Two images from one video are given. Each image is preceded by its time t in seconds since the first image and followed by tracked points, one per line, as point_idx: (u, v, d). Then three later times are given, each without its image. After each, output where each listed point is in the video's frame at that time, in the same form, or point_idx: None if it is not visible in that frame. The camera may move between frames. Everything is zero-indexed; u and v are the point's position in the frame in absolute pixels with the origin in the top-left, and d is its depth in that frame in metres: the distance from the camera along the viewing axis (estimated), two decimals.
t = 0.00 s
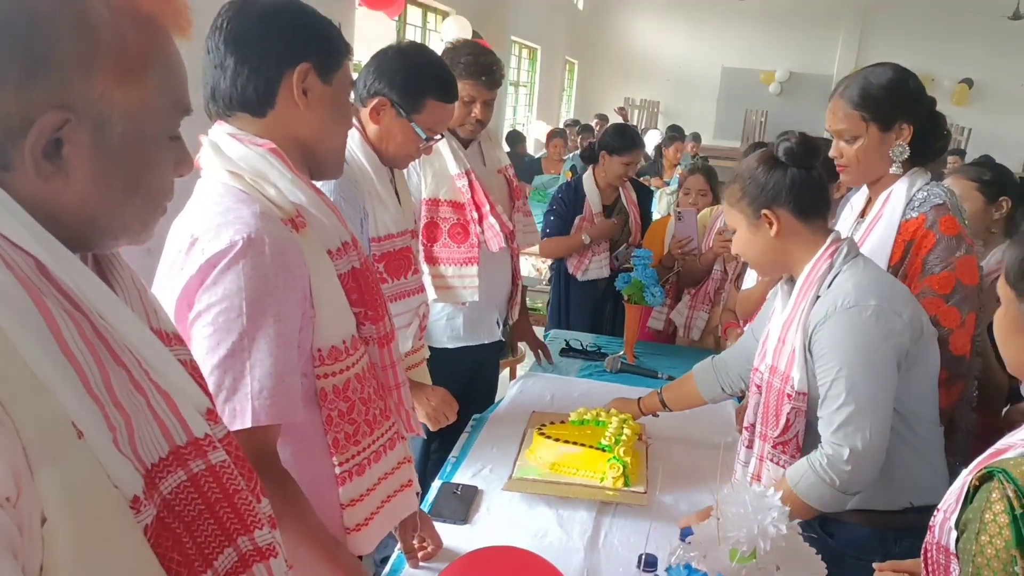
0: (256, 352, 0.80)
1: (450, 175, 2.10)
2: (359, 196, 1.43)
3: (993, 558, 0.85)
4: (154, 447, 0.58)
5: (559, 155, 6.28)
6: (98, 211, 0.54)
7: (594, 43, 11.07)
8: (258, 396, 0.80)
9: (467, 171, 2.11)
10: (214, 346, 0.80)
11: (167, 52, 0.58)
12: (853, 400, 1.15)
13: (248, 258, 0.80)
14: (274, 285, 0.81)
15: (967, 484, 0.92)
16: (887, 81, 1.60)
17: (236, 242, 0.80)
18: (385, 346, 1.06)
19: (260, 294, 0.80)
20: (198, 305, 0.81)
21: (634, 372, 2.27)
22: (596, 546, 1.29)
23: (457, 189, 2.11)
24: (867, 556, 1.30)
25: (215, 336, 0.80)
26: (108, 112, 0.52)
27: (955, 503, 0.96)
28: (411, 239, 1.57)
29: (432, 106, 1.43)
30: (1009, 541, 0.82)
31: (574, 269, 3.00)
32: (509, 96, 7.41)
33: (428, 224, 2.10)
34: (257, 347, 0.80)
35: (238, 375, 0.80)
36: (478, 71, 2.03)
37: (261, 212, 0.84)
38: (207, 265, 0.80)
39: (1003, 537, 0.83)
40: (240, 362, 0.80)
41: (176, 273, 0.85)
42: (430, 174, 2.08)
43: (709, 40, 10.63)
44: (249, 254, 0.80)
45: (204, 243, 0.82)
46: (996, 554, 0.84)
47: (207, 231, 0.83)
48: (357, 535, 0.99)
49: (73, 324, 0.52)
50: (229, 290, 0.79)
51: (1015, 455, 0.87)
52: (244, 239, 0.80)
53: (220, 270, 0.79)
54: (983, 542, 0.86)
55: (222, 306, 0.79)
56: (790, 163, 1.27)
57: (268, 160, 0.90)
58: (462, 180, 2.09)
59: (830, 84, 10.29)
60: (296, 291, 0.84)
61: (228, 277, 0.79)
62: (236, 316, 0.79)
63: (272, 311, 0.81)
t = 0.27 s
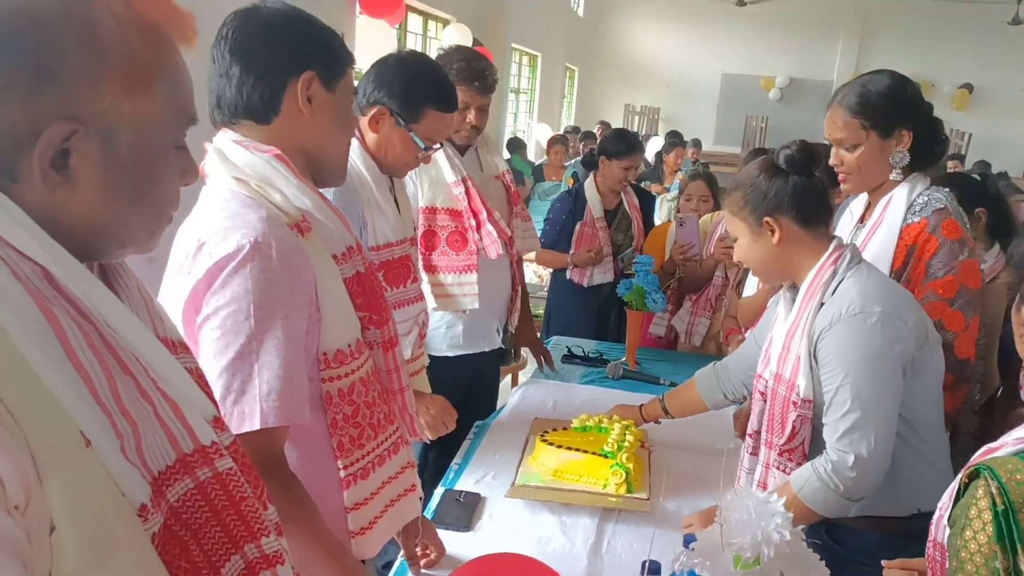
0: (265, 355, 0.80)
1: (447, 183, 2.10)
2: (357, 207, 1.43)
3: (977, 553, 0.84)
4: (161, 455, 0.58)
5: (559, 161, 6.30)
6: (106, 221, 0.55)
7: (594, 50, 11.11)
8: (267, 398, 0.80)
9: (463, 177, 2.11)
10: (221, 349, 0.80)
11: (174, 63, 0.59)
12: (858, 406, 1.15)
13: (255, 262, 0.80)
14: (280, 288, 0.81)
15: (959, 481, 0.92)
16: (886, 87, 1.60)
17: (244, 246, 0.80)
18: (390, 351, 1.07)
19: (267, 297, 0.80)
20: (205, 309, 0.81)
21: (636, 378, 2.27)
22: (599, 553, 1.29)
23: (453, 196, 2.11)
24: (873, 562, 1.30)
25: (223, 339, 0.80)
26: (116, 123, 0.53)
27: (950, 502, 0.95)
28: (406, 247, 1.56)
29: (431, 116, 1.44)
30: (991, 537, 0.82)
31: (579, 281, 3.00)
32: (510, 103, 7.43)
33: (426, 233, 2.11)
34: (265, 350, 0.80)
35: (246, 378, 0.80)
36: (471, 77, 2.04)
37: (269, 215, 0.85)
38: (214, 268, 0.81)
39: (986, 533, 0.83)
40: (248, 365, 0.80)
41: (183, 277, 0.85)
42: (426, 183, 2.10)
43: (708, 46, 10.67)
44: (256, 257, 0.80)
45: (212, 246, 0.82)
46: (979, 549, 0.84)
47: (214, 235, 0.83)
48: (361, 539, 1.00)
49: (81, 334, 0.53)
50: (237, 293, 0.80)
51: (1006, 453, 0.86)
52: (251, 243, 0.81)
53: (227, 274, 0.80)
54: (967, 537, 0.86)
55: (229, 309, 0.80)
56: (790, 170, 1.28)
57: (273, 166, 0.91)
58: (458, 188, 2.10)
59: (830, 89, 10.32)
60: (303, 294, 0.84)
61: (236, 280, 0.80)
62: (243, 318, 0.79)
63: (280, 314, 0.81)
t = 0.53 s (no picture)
0: (271, 354, 0.80)
1: (446, 187, 2.11)
2: (357, 209, 1.46)
3: (965, 540, 0.85)
4: (168, 456, 0.59)
5: (562, 164, 6.30)
6: (111, 224, 0.55)
7: (595, 53, 11.13)
8: (274, 397, 0.80)
9: (462, 182, 2.11)
10: (228, 349, 0.80)
11: (180, 66, 0.59)
12: (863, 407, 1.14)
13: (262, 262, 0.81)
14: (286, 288, 0.81)
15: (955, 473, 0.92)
16: (886, 89, 1.60)
17: (250, 246, 0.81)
18: (393, 351, 1.07)
19: (273, 297, 0.81)
20: (212, 309, 0.81)
21: (638, 381, 2.28)
22: (603, 555, 1.29)
23: (453, 201, 2.12)
24: (880, 563, 1.29)
25: (229, 339, 0.80)
26: (122, 126, 0.53)
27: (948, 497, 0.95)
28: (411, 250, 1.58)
29: (433, 120, 1.43)
30: (978, 524, 0.82)
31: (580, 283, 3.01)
32: (512, 107, 7.44)
33: (427, 237, 2.11)
34: (272, 349, 0.81)
35: (253, 377, 0.80)
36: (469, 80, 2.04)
37: (274, 216, 0.85)
38: (221, 268, 0.81)
39: (974, 520, 0.83)
40: (255, 364, 0.80)
41: (190, 278, 0.85)
42: (426, 188, 2.11)
43: (709, 49, 10.67)
44: (263, 257, 0.81)
45: (218, 246, 0.83)
46: (967, 537, 0.84)
47: (220, 236, 0.83)
48: (366, 538, 1.00)
49: (88, 336, 0.53)
50: (244, 293, 0.80)
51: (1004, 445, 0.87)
52: (257, 243, 0.81)
53: (234, 274, 0.80)
54: (957, 525, 0.86)
55: (236, 308, 0.80)
56: (793, 172, 1.28)
57: (277, 167, 0.91)
58: (458, 192, 2.10)
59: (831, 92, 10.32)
60: (309, 294, 0.84)
61: (242, 280, 0.80)
62: (250, 318, 0.80)
63: (286, 314, 0.81)
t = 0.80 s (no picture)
0: (278, 355, 0.81)
1: (449, 191, 2.11)
2: (360, 211, 1.45)
3: (969, 538, 0.84)
4: (175, 460, 0.59)
5: (564, 167, 6.31)
6: (116, 228, 0.55)
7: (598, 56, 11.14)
8: (281, 397, 0.81)
9: (466, 185, 2.12)
10: (235, 349, 0.81)
11: (184, 70, 0.59)
12: (870, 408, 1.14)
13: (268, 264, 0.81)
14: (293, 290, 0.82)
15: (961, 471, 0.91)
16: (890, 91, 1.59)
17: (256, 248, 0.81)
18: (398, 353, 1.06)
19: (279, 298, 0.81)
20: (218, 311, 0.81)
21: (642, 384, 2.27)
22: (609, 558, 1.28)
23: (456, 205, 2.12)
24: (889, 565, 1.28)
25: (237, 340, 0.80)
26: (126, 131, 0.53)
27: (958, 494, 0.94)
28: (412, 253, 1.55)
29: (435, 122, 1.45)
30: (982, 522, 0.82)
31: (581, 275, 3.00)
32: (514, 110, 7.45)
33: (431, 242, 2.11)
34: (279, 350, 0.81)
35: (260, 377, 0.81)
36: (471, 83, 2.04)
37: (279, 218, 0.85)
38: (227, 271, 0.81)
39: (978, 517, 0.83)
40: (261, 365, 0.81)
41: (196, 280, 0.85)
42: (429, 191, 2.11)
43: (712, 50, 10.67)
44: (269, 259, 0.81)
45: (225, 248, 0.83)
46: (972, 534, 0.84)
47: (227, 238, 0.83)
48: (371, 539, 0.99)
49: (94, 341, 0.53)
50: (251, 294, 0.80)
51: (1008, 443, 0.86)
52: (263, 244, 0.81)
53: (241, 275, 0.80)
54: (962, 522, 0.86)
55: (243, 310, 0.80)
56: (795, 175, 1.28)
57: (283, 171, 0.91)
58: (461, 196, 2.10)
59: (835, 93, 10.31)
60: (314, 296, 0.84)
61: (249, 282, 0.80)
62: (256, 319, 0.80)
63: (292, 316, 0.81)
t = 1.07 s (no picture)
0: (279, 355, 0.80)
1: (451, 193, 2.11)
2: (360, 212, 1.44)
3: (986, 540, 0.83)
4: (175, 465, 0.59)
5: (566, 168, 6.30)
6: (116, 232, 0.55)
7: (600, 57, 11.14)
8: (283, 397, 0.80)
9: (468, 187, 2.12)
10: (237, 350, 0.80)
11: (184, 72, 0.59)
12: (873, 408, 1.13)
13: (269, 264, 0.81)
14: (294, 291, 0.81)
15: (971, 474, 0.91)
16: (890, 92, 1.59)
17: (257, 249, 0.80)
18: (400, 353, 1.06)
19: (281, 298, 0.81)
20: (219, 312, 0.81)
21: (644, 385, 2.26)
22: (612, 560, 1.28)
23: (458, 207, 2.11)
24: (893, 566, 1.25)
25: (238, 340, 0.80)
26: (125, 133, 0.53)
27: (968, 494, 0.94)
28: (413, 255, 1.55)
29: (436, 123, 1.45)
30: (1000, 525, 0.81)
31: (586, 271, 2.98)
32: (515, 111, 7.45)
33: (432, 244, 2.11)
34: (280, 350, 0.81)
35: (261, 378, 0.81)
36: (471, 84, 2.04)
37: (281, 218, 0.85)
38: (228, 272, 0.81)
39: (995, 520, 0.82)
40: (263, 365, 0.80)
41: (197, 282, 0.85)
42: (431, 192, 2.10)
43: (714, 51, 10.66)
44: (270, 260, 0.81)
45: (226, 249, 0.82)
46: (988, 536, 0.83)
47: (228, 239, 0.83)
48: (373, 539, 0.99)
49: (94, 345, 0.53)
50: (252, 295, 0.80)
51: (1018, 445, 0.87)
52: (264, 244, 0.81)
53: (242, 276, 0.80)
54: (977, 525, 0.85)
55: (245, 310, 0.80)
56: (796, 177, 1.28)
57: (284, 172, 0.91)
58: (463, 198, 2.10)
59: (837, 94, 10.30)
60: (316, 296, 0.84)
61: (250, 282, 0.80)
62: (258, 319, 0.80)
63: (294, 316, 0.81)
